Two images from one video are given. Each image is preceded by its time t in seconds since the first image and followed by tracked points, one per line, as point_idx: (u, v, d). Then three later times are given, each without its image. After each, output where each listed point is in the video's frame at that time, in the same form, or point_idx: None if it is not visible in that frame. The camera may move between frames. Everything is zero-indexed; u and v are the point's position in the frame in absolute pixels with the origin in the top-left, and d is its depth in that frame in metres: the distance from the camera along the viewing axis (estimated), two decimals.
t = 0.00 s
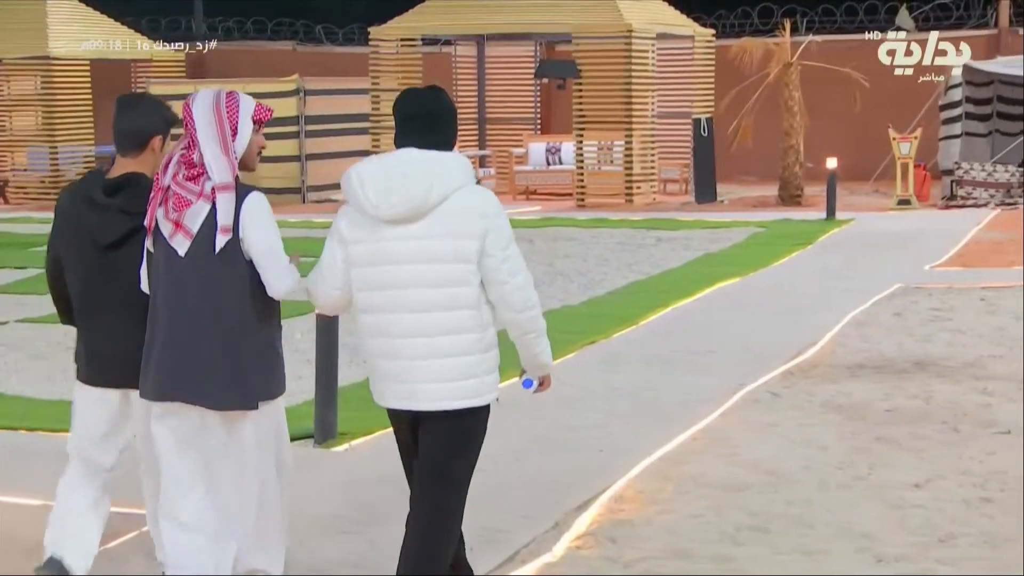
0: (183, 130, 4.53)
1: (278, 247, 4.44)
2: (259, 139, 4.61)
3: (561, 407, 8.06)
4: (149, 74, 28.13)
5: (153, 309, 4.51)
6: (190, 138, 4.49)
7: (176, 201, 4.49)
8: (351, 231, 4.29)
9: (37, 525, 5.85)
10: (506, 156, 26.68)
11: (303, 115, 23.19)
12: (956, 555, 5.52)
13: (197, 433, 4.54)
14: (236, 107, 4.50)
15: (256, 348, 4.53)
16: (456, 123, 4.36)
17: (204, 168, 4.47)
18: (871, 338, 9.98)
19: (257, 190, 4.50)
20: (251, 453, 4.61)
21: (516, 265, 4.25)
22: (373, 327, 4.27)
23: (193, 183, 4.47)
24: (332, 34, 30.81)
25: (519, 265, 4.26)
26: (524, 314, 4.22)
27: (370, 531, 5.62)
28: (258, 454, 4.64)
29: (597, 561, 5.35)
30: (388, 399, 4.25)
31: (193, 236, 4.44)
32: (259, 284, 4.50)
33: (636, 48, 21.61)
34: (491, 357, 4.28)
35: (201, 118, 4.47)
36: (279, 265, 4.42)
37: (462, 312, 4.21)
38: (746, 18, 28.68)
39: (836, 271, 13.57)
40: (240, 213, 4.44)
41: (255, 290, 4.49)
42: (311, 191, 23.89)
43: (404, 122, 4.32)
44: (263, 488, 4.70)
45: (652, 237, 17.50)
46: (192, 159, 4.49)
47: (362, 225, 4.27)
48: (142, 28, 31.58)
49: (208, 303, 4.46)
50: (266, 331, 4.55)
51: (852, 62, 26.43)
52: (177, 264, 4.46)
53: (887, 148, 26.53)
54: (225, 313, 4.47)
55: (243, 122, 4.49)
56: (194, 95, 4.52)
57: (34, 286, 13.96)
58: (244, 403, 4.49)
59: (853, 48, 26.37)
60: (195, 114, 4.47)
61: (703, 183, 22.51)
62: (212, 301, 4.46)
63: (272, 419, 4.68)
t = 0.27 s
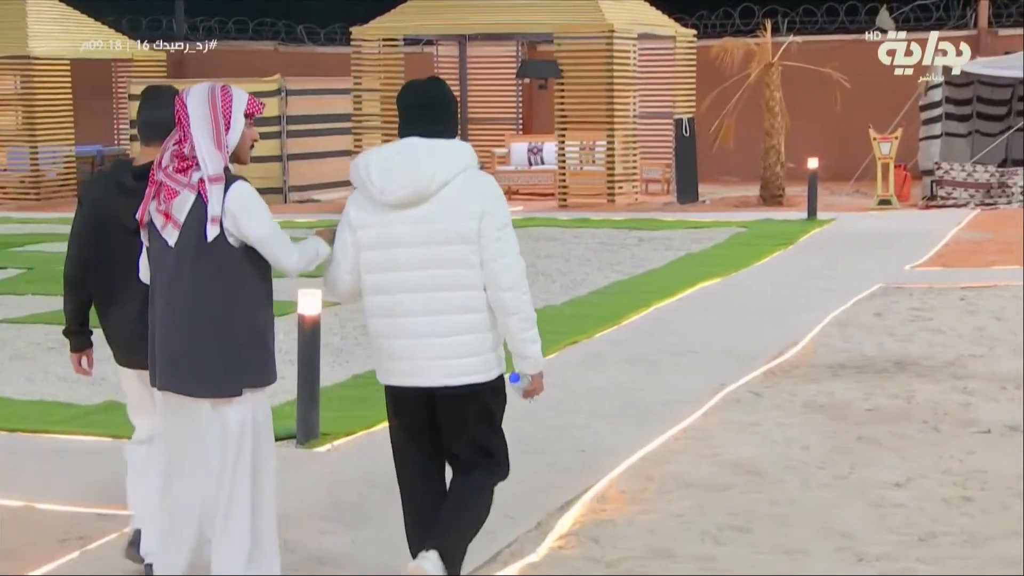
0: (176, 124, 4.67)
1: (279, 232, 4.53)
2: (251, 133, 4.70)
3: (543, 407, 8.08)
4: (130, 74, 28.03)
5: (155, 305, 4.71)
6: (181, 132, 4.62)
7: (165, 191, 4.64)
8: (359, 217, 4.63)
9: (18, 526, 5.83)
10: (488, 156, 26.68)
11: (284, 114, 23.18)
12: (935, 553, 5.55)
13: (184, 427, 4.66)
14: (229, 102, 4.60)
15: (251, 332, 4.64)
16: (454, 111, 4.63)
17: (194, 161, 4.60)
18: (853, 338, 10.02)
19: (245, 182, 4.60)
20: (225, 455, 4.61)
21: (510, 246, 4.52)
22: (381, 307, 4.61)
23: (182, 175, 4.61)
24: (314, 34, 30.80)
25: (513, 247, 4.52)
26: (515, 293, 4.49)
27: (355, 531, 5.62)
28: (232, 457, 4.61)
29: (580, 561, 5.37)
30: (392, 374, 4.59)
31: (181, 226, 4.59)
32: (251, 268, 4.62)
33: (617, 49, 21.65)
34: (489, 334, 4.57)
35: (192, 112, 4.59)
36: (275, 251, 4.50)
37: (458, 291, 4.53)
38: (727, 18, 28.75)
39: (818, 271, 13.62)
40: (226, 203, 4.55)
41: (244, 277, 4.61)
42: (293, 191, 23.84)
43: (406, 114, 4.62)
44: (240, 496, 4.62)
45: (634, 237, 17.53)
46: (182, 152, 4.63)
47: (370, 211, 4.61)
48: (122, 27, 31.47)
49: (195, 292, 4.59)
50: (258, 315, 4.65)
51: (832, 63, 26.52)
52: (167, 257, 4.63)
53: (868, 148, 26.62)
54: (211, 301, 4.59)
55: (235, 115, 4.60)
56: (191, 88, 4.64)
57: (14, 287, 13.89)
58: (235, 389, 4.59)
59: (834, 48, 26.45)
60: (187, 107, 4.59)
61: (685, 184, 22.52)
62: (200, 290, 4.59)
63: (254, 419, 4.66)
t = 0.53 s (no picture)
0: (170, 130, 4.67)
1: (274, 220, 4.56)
2: (245, 140, 4.69)
3: (533, 407, 8.08)
4: (117, 74, 27.96)
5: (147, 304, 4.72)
6: (175, 137, 4.63)
7: (158, 192, 4.65)
8: (378, 203, 4.59)
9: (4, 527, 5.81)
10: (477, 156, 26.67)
11: (272, 114, 23.16)
12: (925, 553, 5.56)
13: (167, 426, 4.64)
14: (224, 111, 4.61)
15: (239, 328, 4.62)
16: (470, 106, 4.66)
17: (189, 164, 4.60)
18: (842, 338, 10.03)
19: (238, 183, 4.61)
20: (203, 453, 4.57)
21: (530, 233, 4.57)
22: (399, 293, 4.59)
23: (175, 177, 4.62)
24: (302, 34, 30.75)
25: (532, 233, 4.58)
26: (534, 278, 4.54)
27: (345, 532, 5.61)
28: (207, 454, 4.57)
29: (570, 561, 5.37)
30: (412, 359, 4.58)
31: (171, 224, 4.60)
32: (240, 263, 4.63)
33: (607, 49, 21.68)
34: (506, 320, 4.61)
35: (187, 117, 4.59)
36: (282, 237, 4.56)
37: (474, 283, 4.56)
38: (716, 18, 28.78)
39: (807, 271, 13.64)
40: (220, 202, 4.55)
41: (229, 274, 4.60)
42: (281, 191, 23.81)
43: (419, 105, 4.65)
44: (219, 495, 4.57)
45: (623, 237, 17.54)
46: (177, 156, 4.63)
47: (391, 197, 4.57)
48: (110, 26, 31.39)
49: (183, 289, 4.59)
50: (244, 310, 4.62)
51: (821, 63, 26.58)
52: (155, 257, 4.64)
53: (856, 148, 26.66)
54: (198, 297, 4.59)
55: (228, 125, 4.60)
56: (186, 95, 4.65)
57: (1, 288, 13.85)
58: (220, 383, 4.57)
59: (824, 48, 26.50)
60: (183, 114, 4.60)
61: (675, 184, 22.54)
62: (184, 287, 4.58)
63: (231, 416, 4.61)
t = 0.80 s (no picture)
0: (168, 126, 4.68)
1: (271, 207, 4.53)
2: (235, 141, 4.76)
3: (533, 407, 8.08)
4: (117, 74, 27.97)
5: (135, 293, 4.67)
6: (174, 132, 4.64)
7: (152, 185, 4.63)
8: (426, 194, 4.63)
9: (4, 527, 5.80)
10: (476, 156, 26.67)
11: (272, 115, 23.17)
12: (924, 552, 5.56)
13: (158, 416, 4.63)
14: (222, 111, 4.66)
15: (227, 320, 4.63)
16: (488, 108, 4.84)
17: (186, 158, 4.60)
18: (842, 338, 10.03)
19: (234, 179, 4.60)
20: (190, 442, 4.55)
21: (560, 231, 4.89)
22: (450, 286, 4.68)
23: (170, 170, 4.60)
24: (302, 34, 30.77)
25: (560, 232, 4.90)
26: (568, 273, 4.88)
27: (344, 532, 5.60)
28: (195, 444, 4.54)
29: (569, 561, 5.37)
30: (469, 350, 4.67)
31: (164, 217, 4.56)
32: (231, 256, 4.62)
33: (607, 49, 21.67)
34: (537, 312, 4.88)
35: (191, 112, 4.62)
36: (278, 224, 4.51)
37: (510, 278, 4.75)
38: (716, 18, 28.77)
39: (807, 271, 13.63)
40: (216, 194, 4.53)
41: (220, 266, 4.59)
42: (281, 191, 23.81)
43: (446, 99, 4.74)
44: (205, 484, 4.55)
45: (623, 237, 17.55)
46: (173, 150, 4.63)
47: (439, 189, 4.64)
48: (110, 25, 31.41)
49: (174, 280, 4.55)
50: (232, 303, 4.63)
51: (821, 62, 26.58)
52: (148, 247, 4.60)
53: (856, 149, 26.66)
54: (190, 287, 4.55)
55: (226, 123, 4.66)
56: (187, 92, 4.68)
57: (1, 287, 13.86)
58: (209, 376, 4.56)
59: (824, 48, 26.51)
60: (185, 111, 4.62)
61: (675, 184, 22.55)
62: (175, 277, 4.55)
63: (219, 406, 4.60)
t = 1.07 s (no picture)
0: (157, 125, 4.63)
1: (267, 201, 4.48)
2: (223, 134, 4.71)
3: (534, 407, 8.07)
4: (117, 74, 27.97)
5: (134, 292, 4.63)
6: (161, 131, 4.57)
7: (146, 185, 4.59)
8: (448, 191, 4.61)
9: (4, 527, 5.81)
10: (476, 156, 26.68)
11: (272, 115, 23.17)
12: (925, 553, 5.55)
13: (152, 412, 4.57)
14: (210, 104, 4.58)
15: (226, 319, 4.58)
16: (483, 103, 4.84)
17: (176, 158, 4.54)
18: (841, 338, 10.04)
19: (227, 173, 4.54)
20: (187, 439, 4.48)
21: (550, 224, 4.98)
22: (469, 281, 4.66)
23: (162, 170, 4.55)
24: (302, 34, 30.79)
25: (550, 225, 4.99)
26: (555, 264, 5.00)
27: (344, 532, 5.59)
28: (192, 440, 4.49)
29: (569, 561, 5.37)
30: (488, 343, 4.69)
31: (159, 217, 4.52)
32: (228, 254, 4.58)
33: (607, 49, 21.65)
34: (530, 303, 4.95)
35: (174, 112, 4.55)
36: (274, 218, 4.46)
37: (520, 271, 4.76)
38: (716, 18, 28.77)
39: (806, 271, 13.64)
40: (210, 192, 4.47)
41: (217, 264, 4.55)
42: (281, 191, 23.82)
43: (450, 94, 4.66)
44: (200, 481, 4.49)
45: (623, 237, 17.56)
46: (162, 150, 4.58)
47: (459, 186, 4.62)
48: (110, 25, 31.41)
49: (169, 279, 4.51)
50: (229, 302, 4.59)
51: (821, 62, 26.58)
52: (145, 247, 4.57)
53: (856, 149, 26.68)
54: (184, 287, 4.51)
55: (215, 117, 4.58)
56: (171, 90, 4.60)
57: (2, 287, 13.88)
58: (207, 374, 4.51)
59: (824, 48, 26.50)
60: (170, 111, 4.54)
61: (675, 183, 22.57)
62: (171, 276, 4.51)
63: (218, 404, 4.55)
